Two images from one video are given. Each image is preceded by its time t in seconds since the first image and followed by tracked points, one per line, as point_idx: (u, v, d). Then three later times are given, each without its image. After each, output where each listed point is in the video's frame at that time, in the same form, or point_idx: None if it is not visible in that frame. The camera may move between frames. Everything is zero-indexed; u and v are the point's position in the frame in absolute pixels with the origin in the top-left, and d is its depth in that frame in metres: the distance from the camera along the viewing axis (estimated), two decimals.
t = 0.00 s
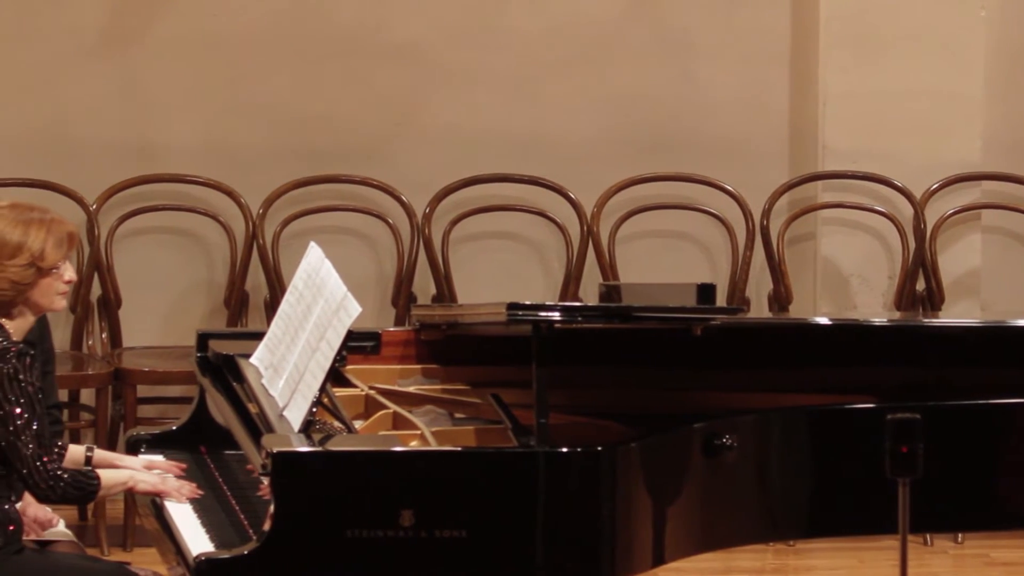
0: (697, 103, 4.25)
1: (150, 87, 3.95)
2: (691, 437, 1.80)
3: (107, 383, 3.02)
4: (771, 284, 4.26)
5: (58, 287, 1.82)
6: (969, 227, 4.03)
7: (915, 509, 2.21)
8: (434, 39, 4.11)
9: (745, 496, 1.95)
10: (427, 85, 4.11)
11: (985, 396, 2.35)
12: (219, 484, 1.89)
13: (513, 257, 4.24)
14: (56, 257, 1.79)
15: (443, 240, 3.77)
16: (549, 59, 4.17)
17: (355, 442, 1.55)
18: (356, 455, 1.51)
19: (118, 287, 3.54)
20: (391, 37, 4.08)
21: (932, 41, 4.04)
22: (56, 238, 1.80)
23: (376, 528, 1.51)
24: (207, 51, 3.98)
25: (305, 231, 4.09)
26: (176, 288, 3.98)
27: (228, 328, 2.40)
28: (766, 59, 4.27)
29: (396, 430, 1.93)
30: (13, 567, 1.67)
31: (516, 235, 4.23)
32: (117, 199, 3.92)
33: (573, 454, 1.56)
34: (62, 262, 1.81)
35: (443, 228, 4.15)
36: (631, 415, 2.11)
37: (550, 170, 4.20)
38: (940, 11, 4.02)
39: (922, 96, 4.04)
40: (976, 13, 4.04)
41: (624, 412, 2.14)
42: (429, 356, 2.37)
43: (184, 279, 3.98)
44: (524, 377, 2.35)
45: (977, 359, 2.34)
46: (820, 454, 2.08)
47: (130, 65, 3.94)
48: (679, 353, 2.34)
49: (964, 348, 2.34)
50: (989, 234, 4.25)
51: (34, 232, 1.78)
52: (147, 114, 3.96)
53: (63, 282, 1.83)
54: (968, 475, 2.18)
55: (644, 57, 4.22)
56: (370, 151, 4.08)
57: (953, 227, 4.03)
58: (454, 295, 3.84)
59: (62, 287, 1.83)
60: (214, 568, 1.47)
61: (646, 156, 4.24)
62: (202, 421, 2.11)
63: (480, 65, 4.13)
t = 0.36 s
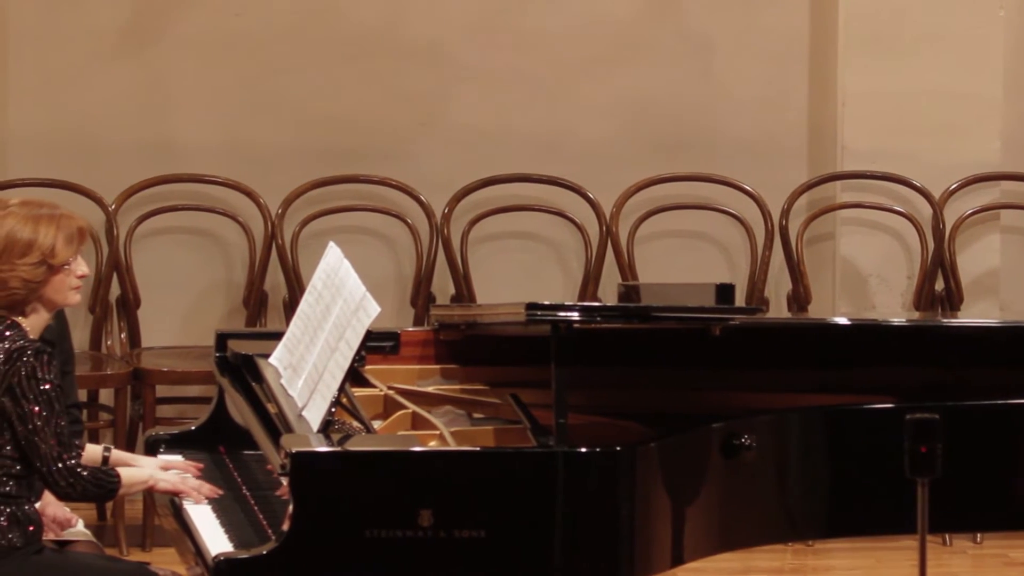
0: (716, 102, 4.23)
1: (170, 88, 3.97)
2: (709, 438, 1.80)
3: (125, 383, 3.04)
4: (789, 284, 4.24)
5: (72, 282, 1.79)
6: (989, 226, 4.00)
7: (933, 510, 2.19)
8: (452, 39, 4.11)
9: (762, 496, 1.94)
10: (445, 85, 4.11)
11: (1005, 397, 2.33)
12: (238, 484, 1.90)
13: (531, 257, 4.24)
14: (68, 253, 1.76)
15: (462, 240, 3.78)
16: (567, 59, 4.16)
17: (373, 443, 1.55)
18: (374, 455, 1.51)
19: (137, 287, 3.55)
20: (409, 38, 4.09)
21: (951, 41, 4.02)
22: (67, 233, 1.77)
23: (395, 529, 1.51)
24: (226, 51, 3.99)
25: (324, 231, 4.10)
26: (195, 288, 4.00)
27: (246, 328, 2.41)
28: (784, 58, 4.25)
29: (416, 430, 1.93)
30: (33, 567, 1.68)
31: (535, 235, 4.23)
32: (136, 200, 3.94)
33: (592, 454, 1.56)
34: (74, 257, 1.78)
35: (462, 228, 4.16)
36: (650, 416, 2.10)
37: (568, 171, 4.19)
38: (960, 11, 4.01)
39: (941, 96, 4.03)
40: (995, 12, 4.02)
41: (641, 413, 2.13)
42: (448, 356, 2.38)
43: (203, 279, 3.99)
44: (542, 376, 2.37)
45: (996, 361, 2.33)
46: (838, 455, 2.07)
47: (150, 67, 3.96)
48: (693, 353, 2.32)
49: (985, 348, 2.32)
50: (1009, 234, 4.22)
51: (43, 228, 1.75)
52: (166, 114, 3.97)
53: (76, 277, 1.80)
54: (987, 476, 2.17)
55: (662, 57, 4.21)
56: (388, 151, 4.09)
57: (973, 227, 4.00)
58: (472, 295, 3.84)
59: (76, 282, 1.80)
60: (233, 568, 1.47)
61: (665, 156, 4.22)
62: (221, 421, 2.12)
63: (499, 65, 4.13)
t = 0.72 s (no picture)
0: (731, 102, 4.22)
1: (185, 88, 3.98)
2: (724, 437, 1.79)
3: (141, 383, 3.05)
4: (804, 284, 4.22)
5: (75, 276, 1.77)
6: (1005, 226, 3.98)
7: (948, 511, 2.18)
8: (467, 39, 4.11)
9: (778, 496, 1.93)
10: (459, 85, 4.11)
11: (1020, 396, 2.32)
12: (253, 484, 1.90)
13: (546, 257, 4.23)
14: (69, 248, 1.73)
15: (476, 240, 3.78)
16: (582, 58, 4.16)
17: (387, 443, 1.54)
18: (389, 456, 1.51)
19: (151, 287, 3.57)
20: (424, 38, 4.09)
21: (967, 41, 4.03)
22: (67, 227, 1.74)
23: (410, 528, 1.51)
24: (241, 51, 4.00)
25: (339, 230, 4.10)
26: (210, 288, 4.01)
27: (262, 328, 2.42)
28: (799, 57, 4.24)
29: (431, 430, 1.93)
30: (48, 567, 1.69)
31: (549, 235, 4.23)
32: (150, 200, 3.95)
33: (607, 453, 1.56)
34: (76, 251, 1.76)
35: (477, 228, 4.15)
36: (666, 416, 2.09)
37: (583, 170, 4.18)
38: (976, 11, 4.01)
39: (957, 96, 4.03)
40: (1011, 12, 4.02)
41: (658, 412, 2.12)
42: (463, 356, 2.38)
43: (219, 279, 4.01)
44: (557, 376, 2.36)
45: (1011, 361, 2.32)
46: (853, 455, 2.06)
47: (165, 67, 3.97)
48: (710, 353, 2.35)
49: (999, 348, 2.32)
50: None
51: (43, 223, 1.72)
52: (181, 114, 3.98)
53: (80, 271, 1.77)
54: (1001, 476, 2.16)
55: (677, 56, 4.20)
56: (403, 151, 4.09)
57: (987, 227, 3.98)
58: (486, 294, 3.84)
59: (80, 275, 1.77)
60: (248, 568, 1.47)
61: (679, 156, 4.22)
62: (237, 421, 2.13)
63: (513, 65, 4.13)
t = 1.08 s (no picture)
0: (745, 100, 4.21)
1: (199, 86, 3.99)
2: (738, 435, 1.79)
3: (154, 380, 3.06)
4: (818, 282, 4.21)
5: (89, 274, 1.76)
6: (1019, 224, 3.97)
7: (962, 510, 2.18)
8: (480, 37, 4.11)
9: (792, 495, 1.92)
10: (473, 83, 4.11)
11: None
12: (266, 483, 1.90)
13: (559, 255, 4.23)
14: (84, 245, 1.73)
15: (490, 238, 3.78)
16: (595, 56, 4.15)
17: (400, 442, 1.54)
18: (402, 455, 1.51)
19: (165, 286, 3.58)
20: (438, 36, 4.09)
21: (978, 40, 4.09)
22: (84, 224, 1.74)
23: (424, 526, 1.51)
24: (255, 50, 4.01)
25: (352, 228, 4.10)
26: (224, 287, 4.02)
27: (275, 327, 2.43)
28: (813, 54, 4.22)
29: (444, 428, 1.93)
30: (62, 566, 1.70)
31: (563, 233, 4.22)
32: (164, 198, 3.97)
33: (621, 451, 1.56)
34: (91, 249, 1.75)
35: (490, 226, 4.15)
36: (680, 414, 2.08)
37: (596, 168, 4.18)
38: (986, 11, 4.08)
39: (968, 94, 4.09)
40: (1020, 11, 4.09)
41: (672, 410, 2.11)
42: (476, 354, 2.38)
43: (233, 277, 4.02)
44: (571, 375, 2.36)
45: None
46: (866, 453, 2.06)
47: (179, 65, 3.97)
48: (725, 353, 2.33)
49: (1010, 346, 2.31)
50: None
51: (59, 219, 1.72)
52: (195, 112, 3.99)
53: (94, 269, 1.77)
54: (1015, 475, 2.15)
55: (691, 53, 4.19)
56: (416, 149, 4.09)
57: (1001, 225, 3.97)
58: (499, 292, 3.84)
59: (93, 273, 1.76)
60: (262, 567, 1.48)
61: (693, 154, 4.20)
62: (251, 419, 2.13)
63: (527, 63, 4.13)
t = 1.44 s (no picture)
0: (759, 98, 4.20)
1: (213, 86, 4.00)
2: (752, 433, 1.78)
3: (168, 378, 3.07)
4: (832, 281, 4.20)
5: (114, 275, 1.77)
6: None
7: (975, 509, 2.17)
8: (493, 36, 4.11)
9: (805, 494, 1.92)
10: (486, 82, 4.11)
11: None
12: (280, 481, 1.90)
13: (572, 253, 4.23)
14: (112, 245, 1.74)
15: (503, 237, 3.78)
16: (608, 54, 4.15)
17: (414, 441, 1.54)
18: (415, 454, 1.51)
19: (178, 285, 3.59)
20: (451, 35, 4.09)
21: (992, 39, 4.08)
22: (112, 225, 1.76)
23: (436, 525, 1.51)
24: (269, 50, 4.02)
25: (365, 227, 4.11)
26: (237, 285, 4.03)
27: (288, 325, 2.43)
28: (827, 53, 4.21)
29: (457, 427, 1.93)
30: (75, 563, 1.70)
31: (576, 231, 4.22)
32: (178, 197, 3.98)
33: (633, 450, 1.56)
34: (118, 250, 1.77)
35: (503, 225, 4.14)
36: (693, 412, 2.08)
37: (609, 167, 4.17)
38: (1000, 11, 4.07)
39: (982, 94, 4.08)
40: None
41: (686, 407, 2.10)
42: (489, 353, 2.39)
43: (246, 276, 4.03)
44: (584, 372, 2.36)
45: None
46: (880, 451, 2.05)
47: (193, 65, 3.98)
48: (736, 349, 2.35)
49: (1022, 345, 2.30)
50: None
51: (88, 220, 1.74)
52: (209, 112, 4.00)
53: (119, 271, 1.78)
54: None
55: (704, 52, 4.18)
56: (429, 148, 4.10)
57: (1014, 224, 3.95)
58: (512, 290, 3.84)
59: (118, 274, 1.77)
60: (275, 566, 1.48)
61: (706, 152, 4.20)
62: (264, 418, 2.14)
63: (540, 62, 4.13)
